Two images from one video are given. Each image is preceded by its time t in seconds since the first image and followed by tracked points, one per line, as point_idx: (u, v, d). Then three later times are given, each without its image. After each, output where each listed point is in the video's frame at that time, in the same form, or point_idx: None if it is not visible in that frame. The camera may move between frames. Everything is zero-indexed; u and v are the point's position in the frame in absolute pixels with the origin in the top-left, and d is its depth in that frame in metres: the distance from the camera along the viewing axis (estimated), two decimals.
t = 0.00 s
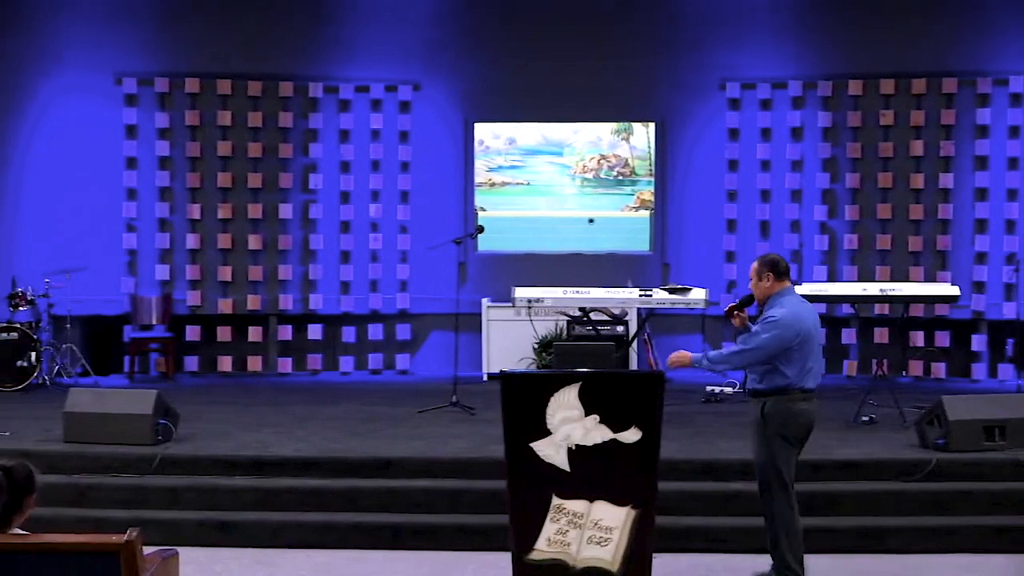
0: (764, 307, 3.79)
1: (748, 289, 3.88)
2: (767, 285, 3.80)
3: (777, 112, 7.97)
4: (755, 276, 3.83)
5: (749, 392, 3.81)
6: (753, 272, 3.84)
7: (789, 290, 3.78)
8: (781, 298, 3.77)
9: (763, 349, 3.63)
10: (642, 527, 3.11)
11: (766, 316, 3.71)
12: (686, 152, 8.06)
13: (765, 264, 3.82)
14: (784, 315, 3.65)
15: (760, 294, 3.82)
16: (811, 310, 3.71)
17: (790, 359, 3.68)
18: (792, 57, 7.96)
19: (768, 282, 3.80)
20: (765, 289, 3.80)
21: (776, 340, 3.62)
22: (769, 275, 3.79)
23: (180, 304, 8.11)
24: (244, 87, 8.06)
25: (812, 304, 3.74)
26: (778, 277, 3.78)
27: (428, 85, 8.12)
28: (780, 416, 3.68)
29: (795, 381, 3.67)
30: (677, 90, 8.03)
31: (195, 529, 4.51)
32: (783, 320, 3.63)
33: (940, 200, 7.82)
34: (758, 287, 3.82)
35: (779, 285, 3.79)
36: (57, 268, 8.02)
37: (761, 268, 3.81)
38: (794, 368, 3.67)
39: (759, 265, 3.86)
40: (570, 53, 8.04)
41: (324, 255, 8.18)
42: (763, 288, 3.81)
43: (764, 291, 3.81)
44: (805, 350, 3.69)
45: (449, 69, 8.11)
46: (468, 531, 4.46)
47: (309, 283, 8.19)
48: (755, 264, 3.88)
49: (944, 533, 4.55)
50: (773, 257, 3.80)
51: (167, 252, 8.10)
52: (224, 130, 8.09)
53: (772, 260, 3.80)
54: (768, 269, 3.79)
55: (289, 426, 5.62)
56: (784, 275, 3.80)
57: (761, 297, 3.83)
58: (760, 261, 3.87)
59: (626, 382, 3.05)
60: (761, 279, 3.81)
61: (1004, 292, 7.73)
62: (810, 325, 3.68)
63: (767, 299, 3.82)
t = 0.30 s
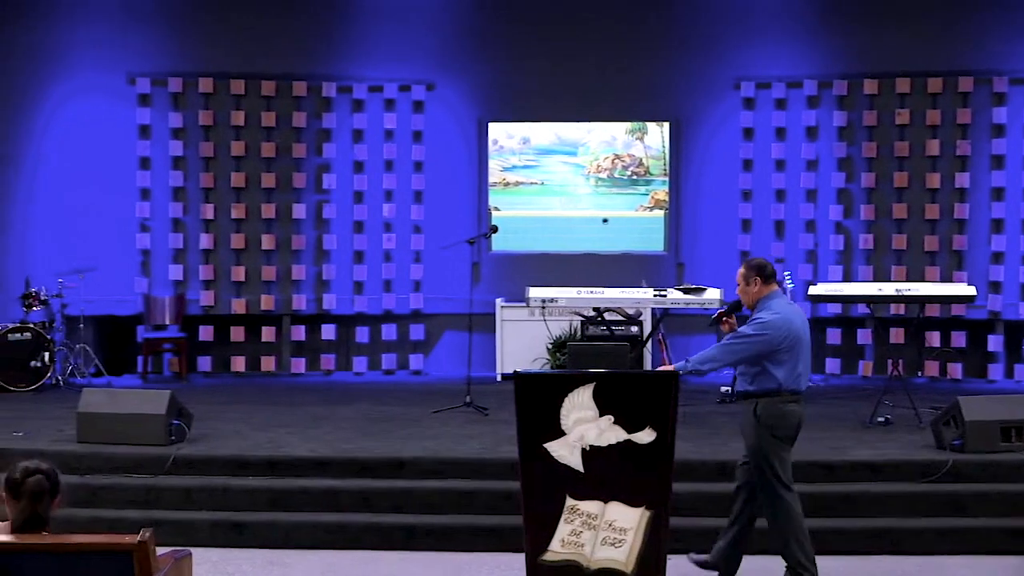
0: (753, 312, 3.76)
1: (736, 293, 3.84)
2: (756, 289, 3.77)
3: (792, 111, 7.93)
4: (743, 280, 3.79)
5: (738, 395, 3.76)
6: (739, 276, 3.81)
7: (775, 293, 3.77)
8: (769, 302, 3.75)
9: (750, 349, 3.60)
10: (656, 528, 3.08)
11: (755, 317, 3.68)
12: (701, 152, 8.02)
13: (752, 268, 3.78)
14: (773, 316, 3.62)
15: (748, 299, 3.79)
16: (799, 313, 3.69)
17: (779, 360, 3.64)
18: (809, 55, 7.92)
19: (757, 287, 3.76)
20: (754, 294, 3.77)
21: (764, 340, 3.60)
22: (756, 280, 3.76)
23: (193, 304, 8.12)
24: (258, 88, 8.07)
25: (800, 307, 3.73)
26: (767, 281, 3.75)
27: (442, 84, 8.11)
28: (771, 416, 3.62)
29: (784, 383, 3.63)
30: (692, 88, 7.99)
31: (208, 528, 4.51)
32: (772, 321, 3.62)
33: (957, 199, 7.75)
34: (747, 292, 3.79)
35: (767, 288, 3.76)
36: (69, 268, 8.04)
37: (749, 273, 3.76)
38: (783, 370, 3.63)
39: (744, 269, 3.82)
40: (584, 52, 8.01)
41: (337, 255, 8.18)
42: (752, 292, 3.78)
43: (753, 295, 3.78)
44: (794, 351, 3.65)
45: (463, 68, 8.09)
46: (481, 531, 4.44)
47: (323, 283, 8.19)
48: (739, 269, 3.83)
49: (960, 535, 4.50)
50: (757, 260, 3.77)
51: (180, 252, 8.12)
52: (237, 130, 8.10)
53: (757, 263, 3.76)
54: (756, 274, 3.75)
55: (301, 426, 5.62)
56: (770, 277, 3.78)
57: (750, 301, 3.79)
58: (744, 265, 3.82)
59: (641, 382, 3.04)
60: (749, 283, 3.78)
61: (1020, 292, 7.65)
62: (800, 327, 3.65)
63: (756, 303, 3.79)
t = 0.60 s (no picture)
0: (751, 309, 3.64)
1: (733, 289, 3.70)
2: (756, 285, 3.64)
3: (822, 101, 7.76)
4: (743, 275, 3.66)
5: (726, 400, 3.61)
6: (739, 271, 3.67)
7: (775, 292, 3.64)
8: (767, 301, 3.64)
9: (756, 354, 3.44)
10: (679, 542, 2.87)
11: (755, 317, 3.53)
12: (726, 144, 7.82)
13: (753, 264, 3.64)
14: (775, 317, 3.49)
15: (747, 295, 3.66)
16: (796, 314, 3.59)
17: (775, 363, 3.52)
18: (840, 45, 7.76)
19: (758, 283, 3.63)
20: (753, 291, 3.64)
21: (770, 342, 3.45)
22: (757, 276, 3.63)
23: (188, 305, 7.90)
24: (256, 75, 7.86)
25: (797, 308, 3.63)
26: (768, 279, 3.63)
27: (450, 72, 7.90)
28: (764, 424, 3.50)
29: (780, 388, 3.52)
30: (717, 79, 7.80)
31: (203, 542, 4.33)
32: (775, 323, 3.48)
33: (996, 194, 7.62)
34: (746, 288, 3.66)
35: (768, 286, 3.64)
36: (58, 268, 7.84)
37: (750, 268, 3.63)
38: (780, 374, 3.52)
39: (745, 264, 3.68)
40: (603, 44, 7.81)
41: (340, 254, 7.95)
42: (751, 288, 3.65)
43: (752, 292, 3.65)
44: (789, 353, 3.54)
45: (474, 63, 7.89)
46: (492, 547, 4.27)
47: (325, 283, 7.96)
48: (739, 263, 3.69)
49: (999, 550, 4.27)
50: (760, 256, 3.64)
51: (174, 250, 7.91)
52: (234, 121, 7.89)
53: (759, 259, 3.63)
54: (758, 270, 3.62)
55: (302, 435, 5.43)
56: (772, 275, 3.65)
57: (748, 298, 3.66)
58: (745, 260, 3.68)
59: (660, 388, 2.88)
60: (749, 279, 3.65)
61: None
62: (795, 329, 3.55)
63: (754, 299, 3.66)
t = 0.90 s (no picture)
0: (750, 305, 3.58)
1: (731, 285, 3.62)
2: (756, 280, 3.57)
3: (846, 98, 7.65)
4: (742, 271, 3.59)
5: (728, 396, 3.58)
6: (737, 267, 3.60)
7: (773, 288, 3.59)
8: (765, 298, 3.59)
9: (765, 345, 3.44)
10: (702, 545, 2.83)
11: (762, 313, 3.51)
12: (749, 142, 7.73)
13: (751, 259, 3.58)
14: (783, 313, 3.48)
15: (745, 291, 3.59)
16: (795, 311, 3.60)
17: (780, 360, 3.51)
18: (865, 41, 7.66)
19: (758, 278, 3.56)
20: (752, 287, 3.58)
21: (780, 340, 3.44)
22: (757, 272, 3.56)
23: (204, 305, 7.89)
24: (272, 73, 7.84)
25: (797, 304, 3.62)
26: (768, 274, 3.57)
27: (468, 70, 7.85)
28: (765, 420, 3.50)
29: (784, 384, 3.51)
30: (740, 76, 7.71)
31: (220, 545, 4.30)
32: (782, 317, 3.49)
33: None
34: (744, 284, 3.59)
35: (767, 282, 3.57)
36: (71, 268, 7.83)
37: (749, 264, 3.56)
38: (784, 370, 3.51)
39: (741, 260, 3.62)
40: (623, 42, 7.75)
41: (357, 253, 7.92)
42: (750, 283, 3.57)
43: (751, 288, 3.58)
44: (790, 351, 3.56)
45: (494, 61, 7.84)
46: (511, 551, 4.22)
47: (342, 283, 7.94)
48: (736, 258, 3.62)
49: None
50: (759, 252, 3.59)
51: (189, 250, 7.90)
52: (250, 120, 7.88)
53: (759, 255, 3.57)
54: (758, 265, 3.56)
55: (319, 437, 5.41)
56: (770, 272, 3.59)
57: (746, 294, 3.59)
58: (742, 256, 3.62)
59: (682, 390, 2.82)
60: (749, 275, 3.57)
61: None
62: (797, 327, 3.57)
63: (752, 295, 3.59)
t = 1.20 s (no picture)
0: (756, 308, 3.50)
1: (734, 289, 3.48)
2: (762, 285, 3.46)
3: (873, 97, 7.57)
4: (749, 276, 3.44)
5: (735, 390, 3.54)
6: (742, 271, 3.45)
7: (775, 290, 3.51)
8: (769, 300, 3.50)
9: (763, 343, 3.38)
10: (727, 546, 2.81)
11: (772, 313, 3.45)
12: (775, 141, 7.67)
13: (757, 264, 3.44)
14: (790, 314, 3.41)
15: (752, 297, 3.47)
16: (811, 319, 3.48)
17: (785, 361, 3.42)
18: (891, 40, 7.58)
19: (764, 283, 3.46)
20: (759, 292, 3.47)
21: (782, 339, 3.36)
22: (763, 276, 3.45)
23: (230, 305, 7.93)
24: (298, 73, 7.87)
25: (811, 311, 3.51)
26: (773, 277, 3.48)
27: (494, 70, 7.84)
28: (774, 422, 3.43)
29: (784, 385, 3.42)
30: (766, 75, 7.65)
31: (247, 545, 4.31)
32: (791, 319, 3.40)
33: None
34: (750, 289, 3.46)
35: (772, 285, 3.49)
36: (99, 268, 7.89)
37: (757, 270, 3.43)
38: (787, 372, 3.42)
39: (745, 264, 3.47)
40: (647, 41, 7.71)
41: (383, 254, 7.93)
42: (757, 288, 3.46)
43: (756, 292, 3.47)
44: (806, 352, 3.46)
45: (518, 61, 7.82)
46: (537, 552, 4.20)
47: (368, 283, 7.95)
48: (739, 263, 3.47)
49: None
50: (761, 256, 3.44)
51: (216, 250, 7.94)
52: (276, 120, 7.90)
53: (763, 260, 3.44)
54: (765, 271, 3.44)
55: (344, 437, 5.41)
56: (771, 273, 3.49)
57: (751, 298, 3.48)
58: (745, 260, 3.47)
59: (708, 391, 2.78)
60: (755, 280, 3.45)
61: None
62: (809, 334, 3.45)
63: (756, 299, 3.49)
